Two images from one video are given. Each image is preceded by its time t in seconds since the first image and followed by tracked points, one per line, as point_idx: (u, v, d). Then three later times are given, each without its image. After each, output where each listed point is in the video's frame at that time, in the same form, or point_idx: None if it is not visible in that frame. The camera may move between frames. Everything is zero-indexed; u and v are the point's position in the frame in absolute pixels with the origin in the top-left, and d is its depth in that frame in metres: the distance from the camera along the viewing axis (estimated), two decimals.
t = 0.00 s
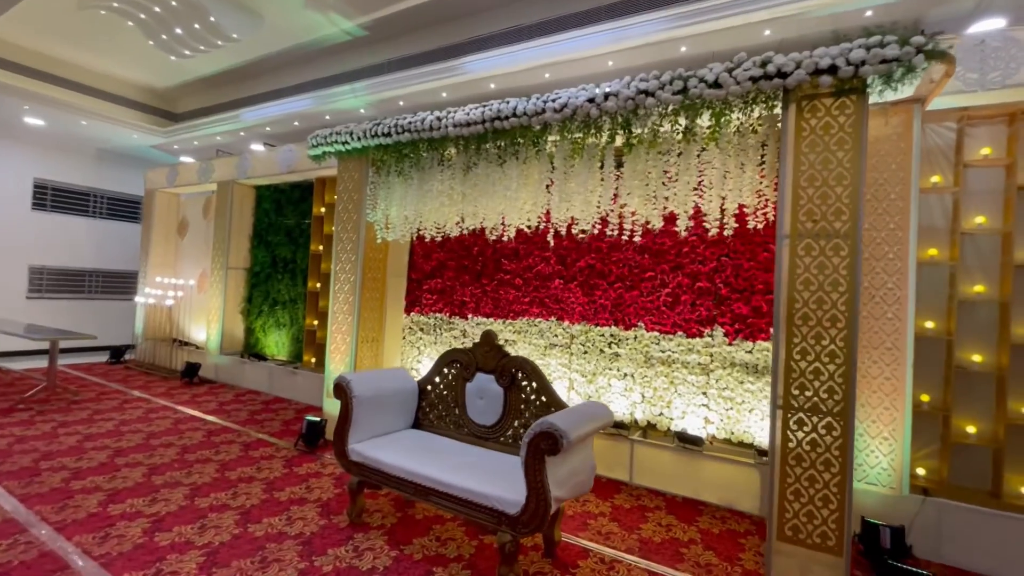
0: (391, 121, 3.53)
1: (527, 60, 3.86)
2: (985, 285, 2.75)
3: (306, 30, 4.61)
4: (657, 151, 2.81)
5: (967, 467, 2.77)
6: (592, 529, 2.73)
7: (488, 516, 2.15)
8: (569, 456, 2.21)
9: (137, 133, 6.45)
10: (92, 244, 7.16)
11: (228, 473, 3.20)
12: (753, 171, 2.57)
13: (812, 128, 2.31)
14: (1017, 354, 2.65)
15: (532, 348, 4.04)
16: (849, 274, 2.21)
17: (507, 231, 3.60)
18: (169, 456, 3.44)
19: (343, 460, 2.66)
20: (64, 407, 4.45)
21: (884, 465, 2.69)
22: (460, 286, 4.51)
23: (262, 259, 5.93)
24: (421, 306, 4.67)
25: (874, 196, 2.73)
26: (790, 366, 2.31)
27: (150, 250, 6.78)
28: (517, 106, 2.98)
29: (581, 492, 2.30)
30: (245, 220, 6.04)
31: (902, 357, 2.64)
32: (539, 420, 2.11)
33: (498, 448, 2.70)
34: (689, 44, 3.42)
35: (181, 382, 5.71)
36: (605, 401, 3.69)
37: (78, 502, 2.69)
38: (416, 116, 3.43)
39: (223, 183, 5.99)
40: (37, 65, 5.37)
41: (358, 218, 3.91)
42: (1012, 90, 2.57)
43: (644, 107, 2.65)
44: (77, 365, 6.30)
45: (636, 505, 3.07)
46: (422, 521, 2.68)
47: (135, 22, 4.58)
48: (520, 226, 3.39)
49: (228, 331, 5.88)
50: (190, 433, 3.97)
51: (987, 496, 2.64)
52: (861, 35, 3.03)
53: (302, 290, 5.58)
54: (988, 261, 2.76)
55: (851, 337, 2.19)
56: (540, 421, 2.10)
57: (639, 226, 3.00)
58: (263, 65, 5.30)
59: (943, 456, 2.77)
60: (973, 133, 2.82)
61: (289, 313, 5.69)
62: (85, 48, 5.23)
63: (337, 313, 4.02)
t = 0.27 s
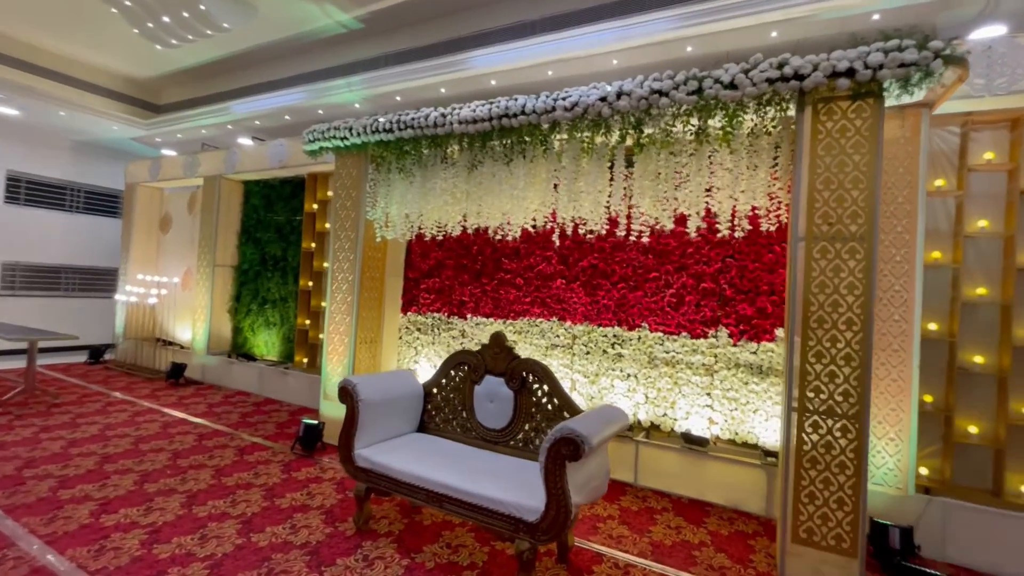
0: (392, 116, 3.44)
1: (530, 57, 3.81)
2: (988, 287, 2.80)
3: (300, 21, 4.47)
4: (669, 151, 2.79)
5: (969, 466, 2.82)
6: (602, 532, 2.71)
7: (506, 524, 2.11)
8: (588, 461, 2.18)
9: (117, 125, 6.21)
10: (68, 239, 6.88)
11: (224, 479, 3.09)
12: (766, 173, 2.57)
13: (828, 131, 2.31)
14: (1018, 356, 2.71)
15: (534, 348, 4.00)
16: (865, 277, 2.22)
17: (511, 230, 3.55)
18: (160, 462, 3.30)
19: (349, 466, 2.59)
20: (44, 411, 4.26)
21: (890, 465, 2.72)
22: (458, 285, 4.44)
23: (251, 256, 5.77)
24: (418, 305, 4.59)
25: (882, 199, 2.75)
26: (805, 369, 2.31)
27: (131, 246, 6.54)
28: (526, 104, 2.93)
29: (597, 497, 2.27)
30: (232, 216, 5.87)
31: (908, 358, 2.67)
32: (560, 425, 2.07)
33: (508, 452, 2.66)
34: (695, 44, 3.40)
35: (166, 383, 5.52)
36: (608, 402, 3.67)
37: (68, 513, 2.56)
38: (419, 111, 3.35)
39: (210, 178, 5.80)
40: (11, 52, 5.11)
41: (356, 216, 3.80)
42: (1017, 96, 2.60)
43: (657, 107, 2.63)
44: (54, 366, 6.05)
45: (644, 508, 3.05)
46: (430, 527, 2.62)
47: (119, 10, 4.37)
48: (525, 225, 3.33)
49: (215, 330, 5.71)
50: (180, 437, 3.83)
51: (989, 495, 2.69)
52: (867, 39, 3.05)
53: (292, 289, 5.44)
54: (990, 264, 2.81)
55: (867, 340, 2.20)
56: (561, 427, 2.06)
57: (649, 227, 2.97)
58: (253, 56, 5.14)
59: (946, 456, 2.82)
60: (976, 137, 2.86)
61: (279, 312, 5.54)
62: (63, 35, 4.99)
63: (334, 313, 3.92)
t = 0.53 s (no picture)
0: (392, 112, 3.35)
1: (531, 54, 3.75)
2: (990, 289, 2.83)
3: (292, 14, 4.35)
4: (677, 151, 2.75)
5: (970, 467, 2.85)
6: (609, 537, 2.67)
7: (518, 531, 2.05)
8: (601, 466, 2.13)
9: (99, 118, 6.00)
10: (46, 237, 6.64)
11: (217, 487, 2.98)
12: (775, 173, 2.55)
13: (840, 132, 2.30)
14: (1019, 357, 2.74)
15: (534, 349, 3.95)
16: (878, 279, 2.21)
17: (512, 230, 3.49)
18: (149, 469, 3.18)
19: (351, 472, 2.51)
20: (23, 416, 4.09)
21: (894, 466, 2.73)
22: (456, 285, 4.36)
23: (239, 255, 5.62)
24: (414, 305, 4.52)
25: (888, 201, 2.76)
26: (817, 371, 2.29)
27: (113, 244, 6.34)
28: (532, 101, 2.87)
29: (608, 502, 2.23)
30: (220, 213, 5.71)
31: (914, 360, 2.68)
32: (576, 430, 2.03)
33: (514, 456, 2.60)
34: (699, 43, 3.38)
35: (150, 386, 5.35)
36: (609, 404, 3.64)
37: (53, 525, 2.44)
38: (420, 108, 3.27)
39: (196, 174, 5.63)
40: None
41: (353, 215, 3.71)
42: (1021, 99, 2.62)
43: (666, 106, 2.59)
44: (31, 368, 5.83)
45: (649, 510, 3.02)
46: (435, 535, 2.55)
47: None
48: (528, 225, 3.28)
49: (201, 331, 5.55)
50: (169, 442, 3.70)
51: (991, 495, 2.72)
52: (871, 40, 3.05)
53: (283, 288, 5.31)
54: (992, 266, 2.83)
55: (879, 342, 2.19)
56: (576, 432, 2.01)
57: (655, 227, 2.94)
58: (243, 49, 5.00)
59: (948, 456, 2.84)
60: (978, 140, 2.88)
61: (269, 312, 5.41)
62: (42, 24, 4.79)
63: (330, 314, 3.82)
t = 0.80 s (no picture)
0: (388, 107, 3.25)
1: (531, 49, 3.66)
2: (996, 289, 2.81)
3: (282, 5, 4.22)
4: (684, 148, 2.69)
5: (976, 468, 2.83)
6: (616, 544, 2.59)
7: (527, 542, 1.97)
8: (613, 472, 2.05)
9: (78, 112, 5.78)
10: (21, 235, 6.39)
11: (205, 497, 2.87)
12: (785, 171, 2.50)
13: (854, 129, 2.25)
14: None
15: (533, 351, 3.87)
16: (893, 279, 2.16)
17: (513, 228, 3.41)
18: (132, 479, 3.05)
19: (348, 481, 2.39)
20: None
21: (902, 468, 2.69)
22: (452, 286, 4.26)
23: (226, 254, 5.45)
24: (409, 306, 4.41)
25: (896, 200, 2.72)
26: (831, 373, 2.24)
27: (92, 243, 6.12)
28: (535, 95, 2.78)
29: (618, 509, 2.16)
30: (205, 211, 5.53)
31: (923, 361, 2.65)
32: (588, 435, 1.94)
33: (518, 462, 2.51)
34: (702, 39, 3.33)
35: (133, 390, 5.16)
36: (610, 406, 3.57)
37: (29, 540, 2.30)
38: (417, 102, 3.17)
39: (181, 170, 5.45)
40: None
41: (347, 212, 3.59)
42: None
43: (675, 101, 2.52)
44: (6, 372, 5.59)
45: (654, 515, 2.96)
46: (436, 544, 2.45)
47: None
48: (529, 223, 3.19)
49: (186, 332, 5.38)
50: (153, 449, 3.55)
51: (998, 496, 2.70)
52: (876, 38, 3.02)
53: (272, 288, 5.15)
54: (997, 266, 2.82)
55: (894, 343, 2.15)
56: (588, 438, 1.92)
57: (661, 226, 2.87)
58: (229, 42, 4.84)
59: (954, 458, 2.82)
60: (983, 139, 2.86)
61: (257, 313, 5.25)
62: (17, 13, 4.59)
63: (322, 315, 3.69)
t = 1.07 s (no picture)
0: (384, 102, 3.13)
1: (531, 45, 3.56)
2: (1006, 293, 2.77)
3: None
4: (693, 146, 2.61)
5: (985, 474, 2.78)
6: (624, 557, 2.50)
7: (538, 560, 1.87)
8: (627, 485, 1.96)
9: (57, 107, 5.56)
10: None
11: (192, 510, 2.74)
12: (798, 170, 2.43)
13: (871, 128, 2.18)
14: None
15: (532, 355, 3.78)
16: (911, 283, 2.10)
17: (513, 229, 3.30)
18: (113, 492, 2.91)
19: (345, 495, 2.27)
20: None
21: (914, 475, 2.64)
22: (449, 288, 4.14)
23: (213, 255, 5.28)
24: (404, 308, 4.30)
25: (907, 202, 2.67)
26: (848, 379, 2.17)
27: (72, 242, 5.90)
28: (539, 91, 2.69)
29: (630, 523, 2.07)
30: (191, 210, 5.36)
31: (935, 365, 2.59)
32: (602, 447, 1.84)
33: (523, 473, 2.41)
34: (707, 36, 3.25)
35: (115, 395, 4.98)
36: (613, 411, 3.49)
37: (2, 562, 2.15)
38: (415, 97, 3.05)
39: (166, 167, 5.27)
40: None
41: (341, 212, 3.45)
42: None
43: (684, 98, 2.44)
44: None
45: (660, 525, 2.87)
46: (438, 560, 2.34)
47: None
48: (531, 223, 3.09)
49: (171, 335, 5.20)
50: (136, 459, 3.39)
51: (1010, 503, 2.65)
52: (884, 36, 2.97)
53: (261, 290, 4.99)
54: (1008, 269, 2.77)
55: (913, 348, 2.08)
56: (602, 450, 1.83)
57: (669, 226, 2.79)
58: (216, 35, 4.68)
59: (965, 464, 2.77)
60: (993, 140, 2.82)
61: (246, 315, 5.09)
62: None
63: (314, 319, 3.55)
